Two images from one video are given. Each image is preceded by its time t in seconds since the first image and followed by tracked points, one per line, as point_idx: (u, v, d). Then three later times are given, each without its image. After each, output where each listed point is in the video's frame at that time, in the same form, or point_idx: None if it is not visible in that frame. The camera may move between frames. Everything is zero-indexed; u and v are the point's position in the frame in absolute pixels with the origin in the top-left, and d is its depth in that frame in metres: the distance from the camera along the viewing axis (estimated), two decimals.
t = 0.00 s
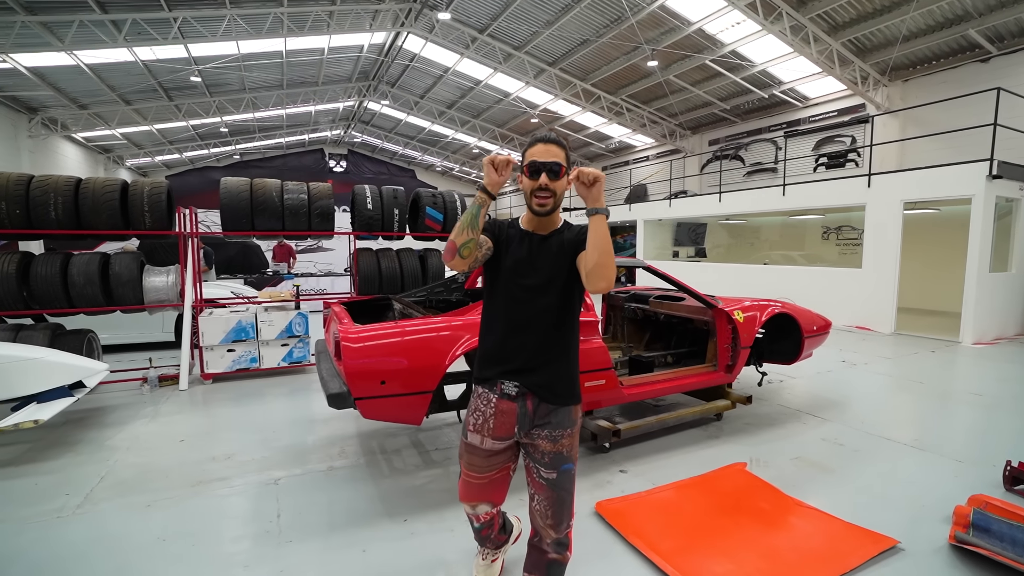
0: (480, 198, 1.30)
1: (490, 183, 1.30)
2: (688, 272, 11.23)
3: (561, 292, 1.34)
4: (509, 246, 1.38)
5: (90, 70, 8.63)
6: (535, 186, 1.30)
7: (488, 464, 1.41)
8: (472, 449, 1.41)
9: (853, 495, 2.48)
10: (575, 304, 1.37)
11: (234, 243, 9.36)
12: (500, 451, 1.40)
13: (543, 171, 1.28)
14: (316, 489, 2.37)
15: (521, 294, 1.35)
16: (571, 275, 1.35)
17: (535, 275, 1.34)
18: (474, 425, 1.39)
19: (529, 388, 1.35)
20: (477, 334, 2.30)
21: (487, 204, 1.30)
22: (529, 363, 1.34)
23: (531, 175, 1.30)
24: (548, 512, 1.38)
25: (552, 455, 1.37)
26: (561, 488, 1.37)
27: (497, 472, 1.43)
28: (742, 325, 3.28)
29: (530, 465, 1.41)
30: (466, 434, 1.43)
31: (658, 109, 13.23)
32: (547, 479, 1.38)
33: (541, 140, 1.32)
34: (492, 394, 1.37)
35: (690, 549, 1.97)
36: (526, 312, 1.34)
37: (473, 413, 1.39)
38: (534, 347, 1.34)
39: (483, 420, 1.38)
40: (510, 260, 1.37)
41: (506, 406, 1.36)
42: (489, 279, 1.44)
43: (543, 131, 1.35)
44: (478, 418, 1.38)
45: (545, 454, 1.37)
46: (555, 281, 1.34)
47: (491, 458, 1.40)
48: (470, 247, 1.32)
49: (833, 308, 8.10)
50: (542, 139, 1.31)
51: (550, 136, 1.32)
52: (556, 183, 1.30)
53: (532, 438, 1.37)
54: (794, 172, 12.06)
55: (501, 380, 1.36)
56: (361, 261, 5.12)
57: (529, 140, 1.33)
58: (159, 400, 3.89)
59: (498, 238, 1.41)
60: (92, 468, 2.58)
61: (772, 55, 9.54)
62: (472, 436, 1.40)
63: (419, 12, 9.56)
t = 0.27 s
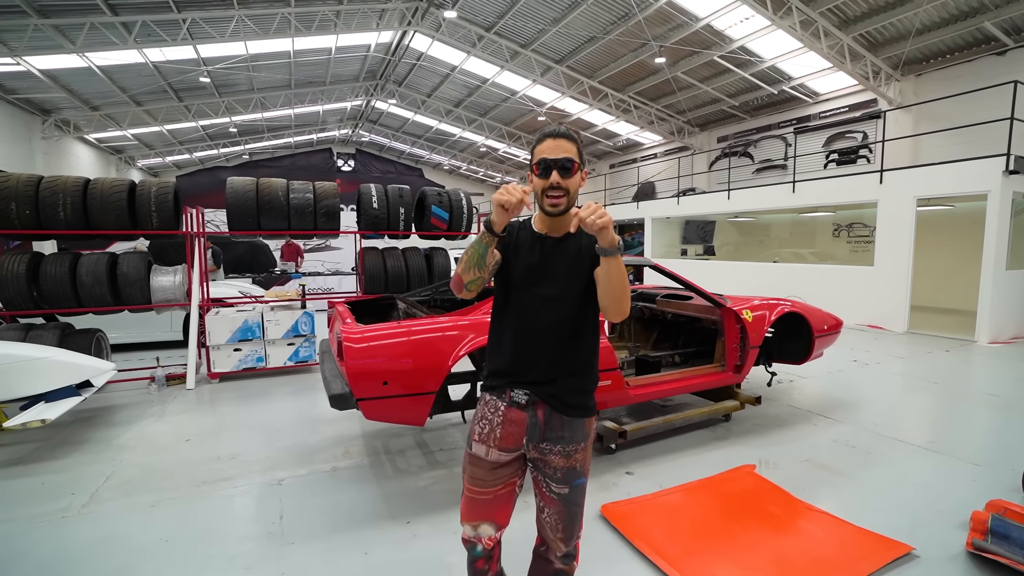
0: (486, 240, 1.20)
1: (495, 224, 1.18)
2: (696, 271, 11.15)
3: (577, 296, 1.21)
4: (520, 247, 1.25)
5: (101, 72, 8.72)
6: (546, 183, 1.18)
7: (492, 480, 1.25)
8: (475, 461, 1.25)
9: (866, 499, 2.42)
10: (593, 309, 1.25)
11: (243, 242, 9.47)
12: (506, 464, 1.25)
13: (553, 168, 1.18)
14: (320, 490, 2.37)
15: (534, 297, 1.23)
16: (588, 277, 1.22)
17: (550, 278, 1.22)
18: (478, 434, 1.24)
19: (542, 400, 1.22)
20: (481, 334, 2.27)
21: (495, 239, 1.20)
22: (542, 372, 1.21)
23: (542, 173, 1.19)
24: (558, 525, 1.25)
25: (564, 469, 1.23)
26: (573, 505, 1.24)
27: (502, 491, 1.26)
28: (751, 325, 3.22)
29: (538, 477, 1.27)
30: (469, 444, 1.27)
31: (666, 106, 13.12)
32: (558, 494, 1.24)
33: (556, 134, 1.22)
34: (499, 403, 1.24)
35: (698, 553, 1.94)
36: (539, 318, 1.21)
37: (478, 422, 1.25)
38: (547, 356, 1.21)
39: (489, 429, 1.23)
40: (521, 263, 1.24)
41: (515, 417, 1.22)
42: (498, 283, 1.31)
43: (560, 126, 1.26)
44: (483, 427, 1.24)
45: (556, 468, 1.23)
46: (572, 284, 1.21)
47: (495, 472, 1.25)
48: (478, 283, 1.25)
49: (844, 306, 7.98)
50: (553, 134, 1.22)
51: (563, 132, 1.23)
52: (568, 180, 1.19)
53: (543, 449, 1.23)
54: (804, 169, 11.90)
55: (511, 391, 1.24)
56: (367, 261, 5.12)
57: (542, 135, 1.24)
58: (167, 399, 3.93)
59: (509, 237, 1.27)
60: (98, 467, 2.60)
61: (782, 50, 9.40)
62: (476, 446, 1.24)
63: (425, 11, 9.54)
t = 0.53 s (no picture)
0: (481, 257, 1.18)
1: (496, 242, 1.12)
2: (704, 272, 11.06)
3: (583, 304, 1.18)
4: (524, 251, 1.20)
5: (112, 76, 8.83)
6: (544, 179, 1.14)
7: (491, 494, 1.20)
8: (475, 475, 1.19)
9: (878, 507, 2.36)
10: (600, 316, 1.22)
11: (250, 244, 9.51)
12: (508, 477, 1.20)
13: (549, 162, 1.13)
14: (322, 495, 2.35)
15: (539, 304, 1.18)
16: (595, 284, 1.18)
17: (555, 285, 1.17)
18: (480, 445, 1.19)
19: (551, 412, 1.18)
20: (484, 337, 2.24)
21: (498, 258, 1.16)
22: (549, 383, 1.18)
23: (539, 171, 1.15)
24: (563, 540, 1.22)
25: (571, 482, 1.20)
26: (578, 520, 1.21)
27: (500, 505, 1.21)
28: (758, 328, 3.17)
29: (542, 491, 1.23)
30: (468, 455, 1.22)
31: (673, 106, 13.04)
32: (564, 508, 1.21)
33: (548, 128, 1.19)
34: (505, 413, 1.20)
35: (705, 563, 1.90)
36: (545, 326, 1.18)
37: (480, 432, 1.20)
38: (553, 365, 1.18)
39: (492, 440, 1.19)
40: (525, 269, 1.19)
41: (521, 427, 1.18)
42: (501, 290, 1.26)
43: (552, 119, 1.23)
44: (486, 437, 1.19)
45: (562, 481, 1.20)
46: (578, 290, 1.17)
47: (496, 486, 1.20)
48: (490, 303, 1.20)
49: (855, 308, 7.85)
50: (546, 129, 1.19)
51: (556, 125, 1.20)
52: (565, 173, 1.14)
53: (548, 461, 1.20)
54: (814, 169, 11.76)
55: (518, 402, 1.20)
56: (372, 263, 5.12)
57: (534, 130, 1.21)
58: (172, 401, 3.95)
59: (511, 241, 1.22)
60: (103, 471, 2.62)
61: (790, 50, 9.30)
62: (476, 458, 1.19)
63: (431, 14, 9.56)
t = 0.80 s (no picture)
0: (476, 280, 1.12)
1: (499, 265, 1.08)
2: (713, 278, 10.97)
3: (587, 314, 1.15)
4: (523, 259, 1.15)
5: (127, 86, 9.00)
6: (542, 182, 1.13)
7: (497, 518, 1.13)
8: (480, 500, 1.12)
9: (893, 520, 2.29)
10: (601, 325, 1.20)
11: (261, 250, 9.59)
12: (513, 499, 1.14)
13: (545, 164, 1.12)
14: (325, 504, 2.35)
15: (541, 313, 1.13)
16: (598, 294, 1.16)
17: (558, 294, 1.13)
18: (484, 468, 1.11)
19: (556, 427, 1.13)
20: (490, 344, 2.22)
21: (502, 279, 1.09)
22: (554, 397, 1.13)
23: (535, 175, 1.13)
24: (569, 554, 1.20)
25: (577, 497, 1.18)
26: (584, 532, 1.20)
27: (506, 528, 1.14)
28: (768, 335, 3.11)
29: (546, 506, 1.21)
30: (469, 480, 1.14)
31: (681, 112, 13.00)
32: (569, 523, 1.19)
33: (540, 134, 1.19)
34: (507, 432, 1.12)
35: None
36: (548, 337, 1.12)
37: (482, 454, 1.12)
38: (558, 378, 1.13)
39: (497, 462, 1.11)
40: (525, 278, 1.13)
41: (526, 445, 1.11)
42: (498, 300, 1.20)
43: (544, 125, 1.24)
44: (490, 460, 1.12)
45: (568, 496, 1.17)
46: (582, 299, 1.14)
47: (502, 510, 1.13)
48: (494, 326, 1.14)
49: (867, 314, 7.72)
50: (538, 134, 1.19)
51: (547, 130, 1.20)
52: (561, 175, 1.13)
53: (555, 477, 1.17)
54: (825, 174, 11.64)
55: (521, 417, 1.13)
56: (380, 269, 5.14)
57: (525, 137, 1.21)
58: (180, 407, 3.98)
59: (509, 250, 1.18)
60: (110, 478, 2.64)
61: (800, 54, 9.24)
62: (480, 483, 1.11)
63: (439, 21, 9.63)
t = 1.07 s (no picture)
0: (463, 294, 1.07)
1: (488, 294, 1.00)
2: (726, 284, 10.85)
3: (582, 329, 1.12)
4: (516, 272, 1.09)
5: (146, 93, 9.20)
6: (530, 187, 1.09)
7: (493, 545, 1.10)
8: (474, 528, 1.08)
9: (911, 535, 2.22)
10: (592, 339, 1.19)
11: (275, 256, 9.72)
12: (508, 524, 1.11)
13: (535, 168, 1.09)
14: (332, 510, 2.35)
15: (534, 326, 1.08)
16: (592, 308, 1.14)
17: (553, 309, 1.09)
18: (476, 496, 1.07)
19: (550, 446, 1.10)
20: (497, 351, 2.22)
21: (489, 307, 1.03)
22: (550, 416, 1.09)
23: (523, 179, 1.10)
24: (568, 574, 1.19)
25: (575, 517, 1.16)
26: (583, 551, 1.18)
27: (502, 555, 1.12)
28: (782, 343, 3.05)
29: (543, 528, 1.19)
30: (462, 508, 1.10)
31: (694, 116, 12.92)
32: (568, 544, 1.17)
33: (530, 137, 1.16)
34: (500, 456, 1.08)
35: None
36: (544, 354, 1.08)
37: (474, 481, 1.09)
38: (554, 396, 1.09)
39: (490, 488, 1.08)
40: (518, 291, 1.08)
41: (521, 469, 1.08)
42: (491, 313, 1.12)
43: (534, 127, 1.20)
44: (483, 487, 1.08)
45: (566, 516, 1.16)
46: (578, 314, 1.11)
47: (497, 537, 1.10)
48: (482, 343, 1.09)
49: (886, 321, 7.55)
50: (528, 137, 1.15)
51: (537, 133, 1.16)
52: (551, 179, 1.09)
53: (551, 499, 1.15)
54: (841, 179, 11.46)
55: (516, 438, 1.09)
56: (390, 274, 5.17)
57: (516, 139, 1.18)
58: (193, 410, 4.03)
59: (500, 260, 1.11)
60: (123, 481, 2.68)
61: (814, 57, 9.13)
62: (474, 511, 1.08)
63: (452, 27, 9.69)
